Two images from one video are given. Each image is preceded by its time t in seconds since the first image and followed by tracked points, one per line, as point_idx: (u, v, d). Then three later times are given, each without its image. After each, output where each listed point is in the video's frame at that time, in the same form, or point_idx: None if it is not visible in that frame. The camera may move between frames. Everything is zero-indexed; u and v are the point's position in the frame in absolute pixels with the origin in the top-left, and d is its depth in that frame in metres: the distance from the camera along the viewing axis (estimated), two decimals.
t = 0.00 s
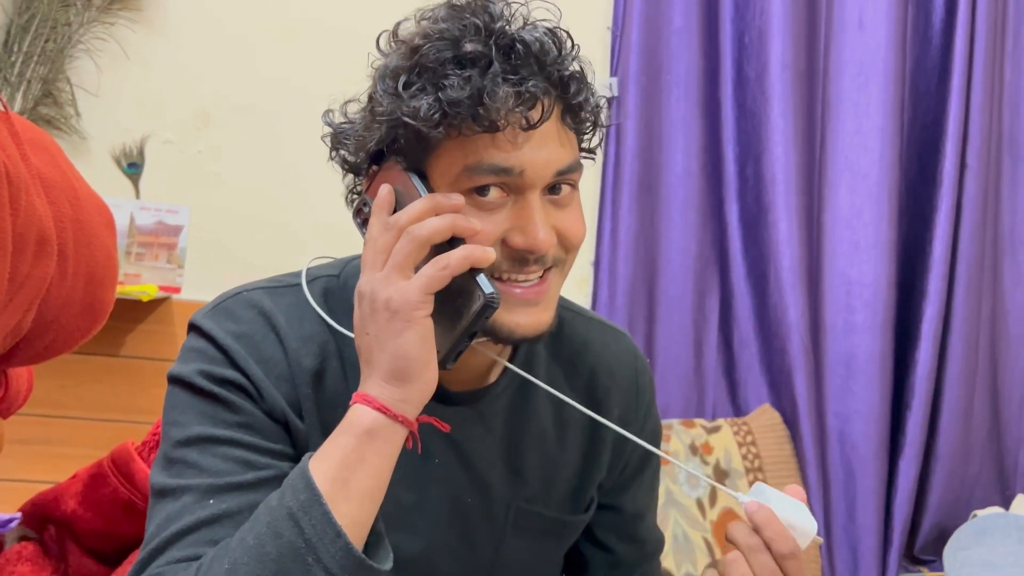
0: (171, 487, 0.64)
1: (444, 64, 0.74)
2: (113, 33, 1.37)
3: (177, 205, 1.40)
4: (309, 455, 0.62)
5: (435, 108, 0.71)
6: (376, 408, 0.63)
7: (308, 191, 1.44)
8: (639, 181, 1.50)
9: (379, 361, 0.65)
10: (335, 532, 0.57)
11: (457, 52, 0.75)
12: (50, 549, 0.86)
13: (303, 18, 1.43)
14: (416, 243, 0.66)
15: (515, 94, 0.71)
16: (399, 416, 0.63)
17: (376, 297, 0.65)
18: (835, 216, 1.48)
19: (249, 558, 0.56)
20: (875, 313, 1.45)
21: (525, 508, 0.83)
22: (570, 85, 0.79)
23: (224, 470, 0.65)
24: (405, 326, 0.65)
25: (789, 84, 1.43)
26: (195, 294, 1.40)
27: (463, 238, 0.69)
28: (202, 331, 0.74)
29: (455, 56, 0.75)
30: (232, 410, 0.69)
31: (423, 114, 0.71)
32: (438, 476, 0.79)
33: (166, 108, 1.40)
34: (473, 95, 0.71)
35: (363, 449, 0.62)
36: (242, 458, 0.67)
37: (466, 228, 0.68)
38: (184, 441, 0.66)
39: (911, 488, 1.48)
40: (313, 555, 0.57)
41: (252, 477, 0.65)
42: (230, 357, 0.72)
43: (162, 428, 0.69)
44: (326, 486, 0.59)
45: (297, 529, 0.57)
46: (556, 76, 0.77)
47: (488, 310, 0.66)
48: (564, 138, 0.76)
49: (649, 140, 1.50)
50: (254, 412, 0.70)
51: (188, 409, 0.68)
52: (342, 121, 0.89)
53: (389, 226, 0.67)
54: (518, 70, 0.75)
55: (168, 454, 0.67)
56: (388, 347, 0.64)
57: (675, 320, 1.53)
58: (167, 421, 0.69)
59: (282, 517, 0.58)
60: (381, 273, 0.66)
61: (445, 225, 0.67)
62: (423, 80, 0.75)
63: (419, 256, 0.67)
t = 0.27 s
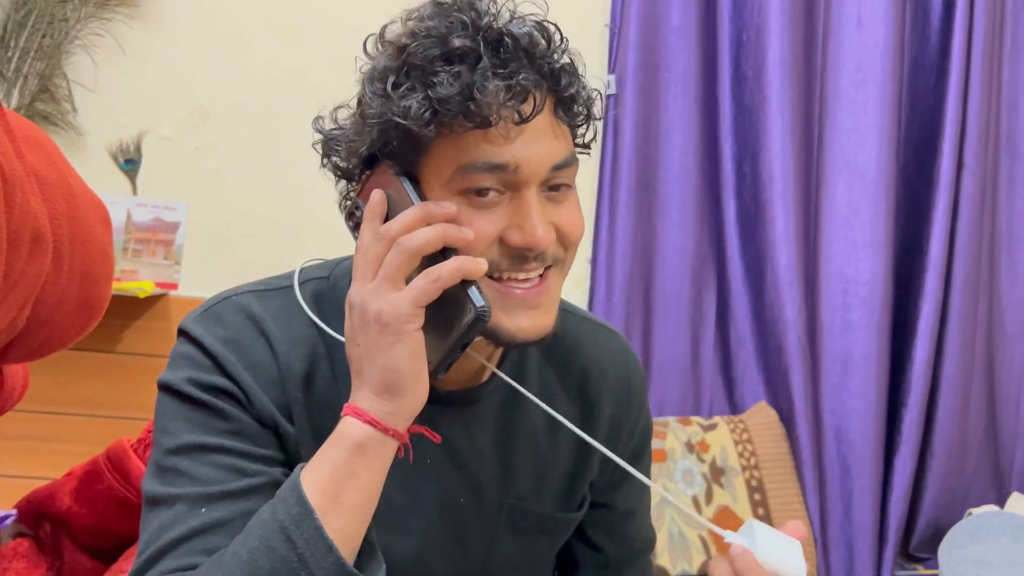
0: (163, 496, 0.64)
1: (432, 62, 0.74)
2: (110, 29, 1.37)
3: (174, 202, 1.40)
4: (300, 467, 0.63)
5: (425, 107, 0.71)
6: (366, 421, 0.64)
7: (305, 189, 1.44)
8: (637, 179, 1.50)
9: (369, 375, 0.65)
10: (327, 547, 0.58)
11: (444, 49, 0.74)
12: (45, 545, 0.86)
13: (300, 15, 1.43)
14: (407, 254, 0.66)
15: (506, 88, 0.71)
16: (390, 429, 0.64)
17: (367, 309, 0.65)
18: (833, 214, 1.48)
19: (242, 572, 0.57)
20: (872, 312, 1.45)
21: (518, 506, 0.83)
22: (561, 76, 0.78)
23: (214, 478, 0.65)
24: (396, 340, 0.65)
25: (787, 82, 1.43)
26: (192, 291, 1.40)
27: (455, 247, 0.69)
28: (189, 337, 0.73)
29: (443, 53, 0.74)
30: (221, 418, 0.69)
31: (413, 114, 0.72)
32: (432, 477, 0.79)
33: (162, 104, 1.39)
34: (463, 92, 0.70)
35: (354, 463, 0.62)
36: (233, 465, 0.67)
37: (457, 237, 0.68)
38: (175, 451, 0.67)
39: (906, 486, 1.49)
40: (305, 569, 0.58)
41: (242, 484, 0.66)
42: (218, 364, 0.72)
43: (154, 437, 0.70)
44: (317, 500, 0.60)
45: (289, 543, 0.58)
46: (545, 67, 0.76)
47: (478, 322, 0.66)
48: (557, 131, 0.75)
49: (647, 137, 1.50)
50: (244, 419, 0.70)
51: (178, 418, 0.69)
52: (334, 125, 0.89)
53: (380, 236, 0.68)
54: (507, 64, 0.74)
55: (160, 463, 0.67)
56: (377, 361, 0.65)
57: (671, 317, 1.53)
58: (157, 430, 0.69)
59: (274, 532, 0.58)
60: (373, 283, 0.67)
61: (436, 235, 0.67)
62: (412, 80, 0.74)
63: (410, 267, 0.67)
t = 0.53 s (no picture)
0: (165, 491, 0.66)
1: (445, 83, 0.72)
2: (109, 31, 1.38)
3: (173, 202, 1.41)
4: (295, 469, 0.64)
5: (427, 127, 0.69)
6: (356, 425, 0.65)
7: (303, 191, 1.46)
8: (631, 180, 1.52)
9: (359, 379, 0.66)
10: (319, 546, 0.59)
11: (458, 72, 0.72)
12: (49, 540, 0.86)
13: (298, 19, 1.45)
14: (395, 263, 0.66)
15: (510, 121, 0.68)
16: (378, 432, 0.65)
17: (356, 318, 0.66)
18: (825, 215, 1.49)
19: (238, 569, 0.58)
20: (863, 312, 1.47)
21: (508, 502, 0.84)
22: (577, 115, 0.75)
23: (214, 474, 0.67)
24: (384, 347, 0.66)
25: (780, 85, 1.45)
26: (190, 291, 1.41)
27: (443, 258, 0.68)
28: (191, 336, 0.74)
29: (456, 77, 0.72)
30: (222, 416, 0.70)
31: (416, 133, 0.70)
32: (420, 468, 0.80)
33: (161, 106, 1.41)
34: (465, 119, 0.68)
35: (345, 465, 0.63)
36: (233, 462, 0.68)
37: (445, 247, 0.67)
38: (177, 447, 0.68)
39: (897, 484, 1.50)
40: (299, 567, 0.59)
41: (241, 480, 0.67)
42: (219, 363, 0.73)
43: (156, 433, 0.71)
44: (309, 499, 0.61)
45: (283, 541, 0.59)
46: (560, 103, 0.73)
47: (463, 330, 0.65)
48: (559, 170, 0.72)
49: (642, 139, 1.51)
50: (244, 417, 0.71)
51: (180, 415, 0.70)
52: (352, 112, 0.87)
53: (371, 243, 0.68)
54: (518, 96, 0.71)
55: (163, 458, 0.69)
56: (367, 365, 0.66)
57: (665, 318, 1.54)
58: (159, 426, 0.71)
59: (268, 530, 0.60)
60: (362, 291, 0.67)
61: (423, 245, 0.67)
62: (421, 95, 0.73)
63: (398, 276, 0.67)
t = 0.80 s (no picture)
0: (140, 513, 0.66)
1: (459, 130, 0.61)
2: (110, 32, 1.39)
3: (172, 203, 1.41)
4: (260, 499, 0.62)
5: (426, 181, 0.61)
6: (316, 464, 0.61)
7: (302, 192, 1.46)
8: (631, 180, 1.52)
9: (328, 418, 0.61)
10: None
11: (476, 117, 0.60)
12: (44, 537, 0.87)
13: (298, 21, 1.45)
14: (393, 308, 0.60)
15: (502, 201, 0.57)
16: (338, 472, 0.62)
17: (342, 355, 0.61)
18: (823, 215, 1.49)
19: None
20: (862, 312, 1.47)
21: (503, 502, 0.85)
22: (622, 213, 0.62)
23: (188, 497, 0.66)
24: (356, 392, 0.60)
25: (779, 86, 1.45)
26: (190, 291, 1.42)
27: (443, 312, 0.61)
28: (167, 351, 0.73)
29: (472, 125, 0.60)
30: (196, 436, 0.70)
31: (436, 150, 0.61)
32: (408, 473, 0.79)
33: (161, 107, 1.41)
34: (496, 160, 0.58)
35: (304, 502, 0.61)
36: (206, 484, 0.68)
37: (447, 302, 0.60)
38: (151, 468, 0.67)
39: (896, 484, 1.50)
40: None
41: (214, 504, 0.67)
42: (193, 381, 0.72)
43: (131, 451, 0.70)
44: (270, 535, 0.60)
45: None
46: (611, 194, 0.60)
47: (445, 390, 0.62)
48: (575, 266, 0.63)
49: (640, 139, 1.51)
50: (217, 437, 0.71)
51: (154, 435, 0.69)
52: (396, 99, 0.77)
53: (374, 278, 0.62)
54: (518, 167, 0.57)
55: (138, 478, 0.68)
56: (335, 405, 0.61)
57: (665, 318, 1.54)
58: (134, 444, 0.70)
59: (229, 567, 0.58)
60: (353, 327, 0.61)
61: (425, 295, 0.59)
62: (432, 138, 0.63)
63: (389, 321, 0.61)
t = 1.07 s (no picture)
0: (161, 541, 0.67)
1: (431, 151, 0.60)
2: (120, 32, 1.40)
3: (182, 202, 1.42)
4: (282, 532, 0.64)
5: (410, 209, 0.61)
6: (338, 497, 0.62)
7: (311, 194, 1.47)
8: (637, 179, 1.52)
9: (344, 449, 0.62)
10: None
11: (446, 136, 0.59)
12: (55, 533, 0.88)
13: (306, 22, 1.46)
14: (400, 338, 0.60)
15: (491, 221, 0.57)
16: (359, 503, 0.63)
17: (352, 393, 0.61)
18: (831, 214, 1.49)
19: None
20: (869, 311, 1.47)
21: (524, 501, 0.85)
22: (615, 198, 0.62)
23: (207, 523, 0.67)
24: (372, 424, 0.61)
25: (786, 86, 1.45)
26: (199, 291, 1.42)
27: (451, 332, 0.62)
28: (179, 371, 0.72)
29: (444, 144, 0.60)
30: (212, 460, 0.70)
31: (413, 175, 0.60)
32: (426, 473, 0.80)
33: (171, 108, 1.42)
34: (476, 176, 0.57)
35: (327, 533, 0.62)
36: (225, 509, 0.69)
37: (454, 324, 0.61)
38: (170, 494, 0.69)
39: (903, 484, 1.50)
40: None
41: (233, 529, 0.68)
42: (206, 403, 0.71)
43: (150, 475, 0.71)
44: (296, 567, 0.62)
45: None
46: (597, 182, 0.60)
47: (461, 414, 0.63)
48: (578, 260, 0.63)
49: (647, 138, 1.52)
50: (233, 459, 0.71)
51: (171, 459, 0.70)
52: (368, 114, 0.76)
53: (377, 307, 0.62)
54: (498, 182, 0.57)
55: (158, 503, 0.69)
56: (351, 438, 0.61)
57: (670, 317, 1.55)
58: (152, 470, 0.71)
59: None
60: (361, 359, 0.62)
61: (431, 320, 0.60)
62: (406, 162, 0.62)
63: (398, 350, 0.61)
